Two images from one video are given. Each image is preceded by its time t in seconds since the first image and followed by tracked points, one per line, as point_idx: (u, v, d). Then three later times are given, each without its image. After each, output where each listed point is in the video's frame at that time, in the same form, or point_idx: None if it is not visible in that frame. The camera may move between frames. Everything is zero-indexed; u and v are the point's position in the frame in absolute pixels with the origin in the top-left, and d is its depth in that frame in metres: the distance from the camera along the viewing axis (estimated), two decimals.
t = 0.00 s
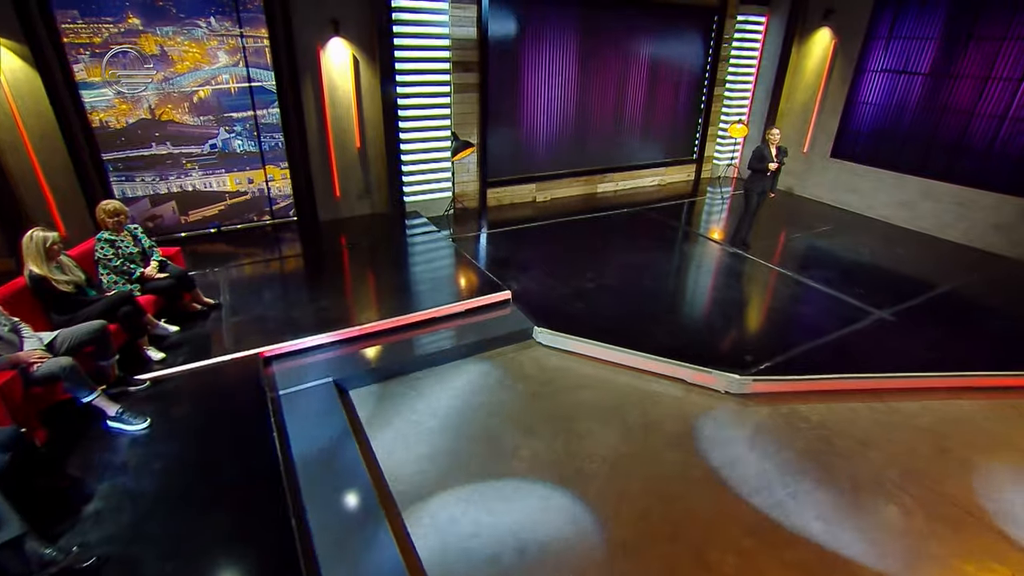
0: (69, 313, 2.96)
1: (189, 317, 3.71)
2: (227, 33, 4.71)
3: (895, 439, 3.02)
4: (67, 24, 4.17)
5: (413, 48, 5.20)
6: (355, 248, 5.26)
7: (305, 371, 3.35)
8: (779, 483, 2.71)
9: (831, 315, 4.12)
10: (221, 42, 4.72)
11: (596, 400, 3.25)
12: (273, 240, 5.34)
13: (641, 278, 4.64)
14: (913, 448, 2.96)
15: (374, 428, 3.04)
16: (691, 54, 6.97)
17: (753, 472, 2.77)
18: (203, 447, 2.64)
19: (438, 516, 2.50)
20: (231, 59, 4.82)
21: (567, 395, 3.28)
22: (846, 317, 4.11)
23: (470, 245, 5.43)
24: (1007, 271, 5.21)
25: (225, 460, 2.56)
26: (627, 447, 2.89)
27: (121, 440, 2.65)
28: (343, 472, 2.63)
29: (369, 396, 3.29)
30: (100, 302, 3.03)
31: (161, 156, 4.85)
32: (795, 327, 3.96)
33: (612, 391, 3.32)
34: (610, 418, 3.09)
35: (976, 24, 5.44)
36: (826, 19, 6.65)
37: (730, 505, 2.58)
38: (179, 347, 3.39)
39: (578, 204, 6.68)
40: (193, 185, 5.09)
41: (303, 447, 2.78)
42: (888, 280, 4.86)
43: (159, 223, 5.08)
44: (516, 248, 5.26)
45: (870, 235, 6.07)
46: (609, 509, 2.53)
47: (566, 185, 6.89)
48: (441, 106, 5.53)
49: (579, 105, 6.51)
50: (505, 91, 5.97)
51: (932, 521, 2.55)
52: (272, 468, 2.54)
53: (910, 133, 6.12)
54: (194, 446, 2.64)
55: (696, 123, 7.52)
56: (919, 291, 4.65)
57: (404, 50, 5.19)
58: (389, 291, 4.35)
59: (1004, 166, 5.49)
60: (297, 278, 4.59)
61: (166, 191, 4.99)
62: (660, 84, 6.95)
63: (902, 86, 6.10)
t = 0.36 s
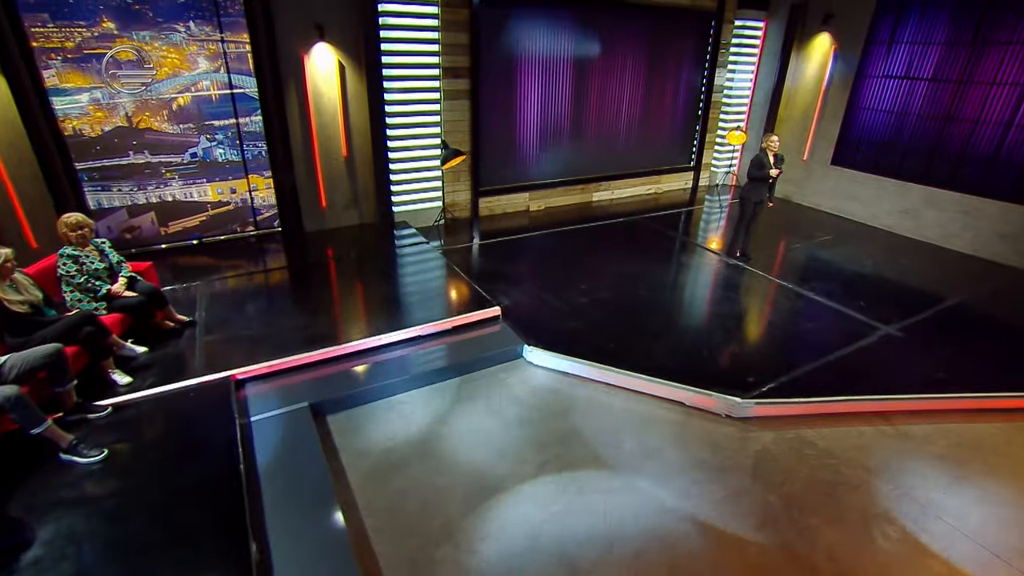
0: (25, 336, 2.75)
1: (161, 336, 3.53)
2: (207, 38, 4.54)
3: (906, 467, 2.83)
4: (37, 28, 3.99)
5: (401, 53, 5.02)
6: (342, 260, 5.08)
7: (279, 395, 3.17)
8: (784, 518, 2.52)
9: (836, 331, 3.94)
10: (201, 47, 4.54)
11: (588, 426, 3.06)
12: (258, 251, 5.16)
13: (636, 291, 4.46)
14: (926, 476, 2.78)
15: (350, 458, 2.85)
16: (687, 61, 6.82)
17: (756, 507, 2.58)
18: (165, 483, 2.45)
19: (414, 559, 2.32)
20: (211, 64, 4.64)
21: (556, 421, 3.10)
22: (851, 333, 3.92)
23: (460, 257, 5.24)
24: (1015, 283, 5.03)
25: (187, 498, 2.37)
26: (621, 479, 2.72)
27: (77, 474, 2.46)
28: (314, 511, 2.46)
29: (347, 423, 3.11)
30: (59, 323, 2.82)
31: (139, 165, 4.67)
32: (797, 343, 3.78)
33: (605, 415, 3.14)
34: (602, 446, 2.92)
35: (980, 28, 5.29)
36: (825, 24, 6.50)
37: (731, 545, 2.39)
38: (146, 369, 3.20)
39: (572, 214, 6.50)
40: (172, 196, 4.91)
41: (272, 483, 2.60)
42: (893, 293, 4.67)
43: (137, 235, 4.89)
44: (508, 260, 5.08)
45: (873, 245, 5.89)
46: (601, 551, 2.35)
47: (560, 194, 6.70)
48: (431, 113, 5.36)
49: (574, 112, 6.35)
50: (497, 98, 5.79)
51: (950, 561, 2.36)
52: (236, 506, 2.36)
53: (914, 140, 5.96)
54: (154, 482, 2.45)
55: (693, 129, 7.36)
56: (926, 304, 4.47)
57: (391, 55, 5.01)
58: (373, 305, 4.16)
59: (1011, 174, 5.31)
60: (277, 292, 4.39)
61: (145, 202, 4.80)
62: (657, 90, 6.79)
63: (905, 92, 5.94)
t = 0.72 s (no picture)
0: None
1: (125, 358, 3.33)
2: (181, 42, 4.34)
3: (917, 498, 2.64)
4: None
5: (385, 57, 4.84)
6: (325, 272, 4.89)
7: (246, 422, 2.98)
8: (786, 558, 2.33)
9: (839, 348, 3.74)
10: (175, 51, 4.35)
11: (576, 455, 2.88)
12: (238, 263, 4.96)
13: (629, 305, 4.26)
14: (938, 509, 2.59)
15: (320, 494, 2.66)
16: (681, 65, 6.66)
17: (756, 546, 2.39)
18: (113, 526, 2.26)
19: None
20: (186, 70, 4.45)
21: (541, 450, 2.91)
22: (854, 349, 3.73)
23: (447, 269, 5.05)
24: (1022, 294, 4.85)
25: (135, 543, 2.18)
26: (611, 516, 2.52)
27: (18, 516, 2.27)
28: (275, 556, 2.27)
29: (319, 453, 2.92)
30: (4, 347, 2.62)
31: (110, 174, 4.47)
32: (798, 361, 3.59)
33: (594, 442, 2.96)
34: (589, 478, 2.73)
35: (984, 32, 5.13)
36: (822, 28, 6.35)
37: None
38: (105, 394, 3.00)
39: (564, 223, 6.31)
40: (146, 206, 4.71)
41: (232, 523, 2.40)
42: (896, 305, 4.48)
43: (110, 246, 4.69)
44: (496, 273, 4.89)
45: (873, 254, 5.72)
46: None
47: (551, 202, 6.50)
48: (416, 119, 5.17)
49: (565, 118, 6.17)
50: (486, 104, 5.61)
51: None
52: (187, 549, 2.17)
53: (914, 146, 5.80)
54: (102, 525, 2.25)
55: (689, 136, 7.19)
56: (932, 318, 4.28)
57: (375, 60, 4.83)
58: (353, 321, 3.95)
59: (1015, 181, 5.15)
60: (253, 307, 4.18)
61: (117, 213, 4.60)
62: (651, 96, 6.63)
63: (906, 97, 5.78)
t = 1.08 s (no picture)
0: None
1: (84, 379, 3.13)
2: (152, 44, 4.15)
3: (926, 534, 2.45)
4: None
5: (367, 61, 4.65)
6: (307, 283, 4.70)
7: (208, 451, 2.78)
8: None
9: (841, 365, 3.55)
10: (146, 54, 4.15)
11: (560, 486, 2.69)
12: (215, 274, 4.76)
13: (620, 319, 4.07)
14: (949, 545, 2.40)
15: (284, 532, 2.48)
16: (676, 68, 6.50)
17: None
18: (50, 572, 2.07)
19: None
20: (159, 73, 4.25)
21: (524, 480, 2.73)
22: (856, 367, 3.55)
23: (433, 279, 4.85)
24: None
25: None
26: (595, 556, 2.34)
27: None
28: None
29: (285, 485, 2.73)
30: None
31: (78, 183, 4.28)
32: (797, 379, 3.40)
33: (579, 470, 2.78)
34: (574, 513, 2.54)
35: (987, 33, 4.96)
36: (820, 30, 6.19)
37: None
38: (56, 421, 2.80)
39: (554, 232, 6.11)
40: (118, 216, 4.51)
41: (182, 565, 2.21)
42: (899, 317, 4.30)
43: (79, 257, 4.49)
44: (483, 285, 4.70)
45: (874, 262, 5.54)
46: None
47: (542, 210, 6.31)
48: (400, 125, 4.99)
49: (555, 124, 5.98)
50: (473, 109, 5.42)
51: None
52: None
53: (914, 152, 5.63)
54: (38, 571, 2.07)
55: (684, 140, 7.02)
56: (937, 330, 4.10)
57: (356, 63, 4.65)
58: (330, 337, 3.75)
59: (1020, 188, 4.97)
60: (226, 323, 3.98)
61: (86, 222, 4.40)
62: (645, 99, 6.45)
63: (906, 101, 5.60)
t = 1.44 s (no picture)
0: None
1: (35, 403, 2.96)
2: (120, 45, 3.95)
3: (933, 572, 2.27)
4: None
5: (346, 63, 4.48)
6: (284, 294, 4.51)
7: (164, 480, 2.60)
8: None
9: (841, 382, 3.37)
10: (113, 55, 3.96)
11: (540, 519, 2.52)
12: (191, 284, 4.57)
13: (610, 332, 3.89)
14: None
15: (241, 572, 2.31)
16: (670, 70, 6.33)
17: None
18: None
19: None
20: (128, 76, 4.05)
21: (503, 513, 2.57)
22: (857, 383, 3.37)
23: (416, 290, 4.67)
24: None
25: None
26: None
27: None
28: None
29: (246, 518, 2.56)
30: None
31: (44, 190, 4.09)
32: (795, 397, 3.22)
33: (560, 501, 2.61)
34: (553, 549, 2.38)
35: (989, 33, 4.79)
36: (817, 31, 6.02)
37: None
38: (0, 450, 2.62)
39: (545, 238, 5.94)
40: (87, 224, 4.32)
41: None
42: (901, 329, 4.11)
43: (46, 268, 4.30)
44: (468, 296, 4.52)
45: (873, 269, 5.37)
46: None
47: (532, 216, 6.13)
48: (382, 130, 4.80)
49: (544, 128, 5.79)
50: (458, 113, 5.24)
51: None
52: None
53: (914, 156, 5.46)
54: None
55: (679, 144, 6.84)
56: (941, 344, 3.91)
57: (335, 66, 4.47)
58: (303, 353, 3.56)
59: None
60: (196, 337, 3.79)
61: (53, 231, 4.22)
62: (637, 102, 6.28)
63: (906, 104, 5.44)
